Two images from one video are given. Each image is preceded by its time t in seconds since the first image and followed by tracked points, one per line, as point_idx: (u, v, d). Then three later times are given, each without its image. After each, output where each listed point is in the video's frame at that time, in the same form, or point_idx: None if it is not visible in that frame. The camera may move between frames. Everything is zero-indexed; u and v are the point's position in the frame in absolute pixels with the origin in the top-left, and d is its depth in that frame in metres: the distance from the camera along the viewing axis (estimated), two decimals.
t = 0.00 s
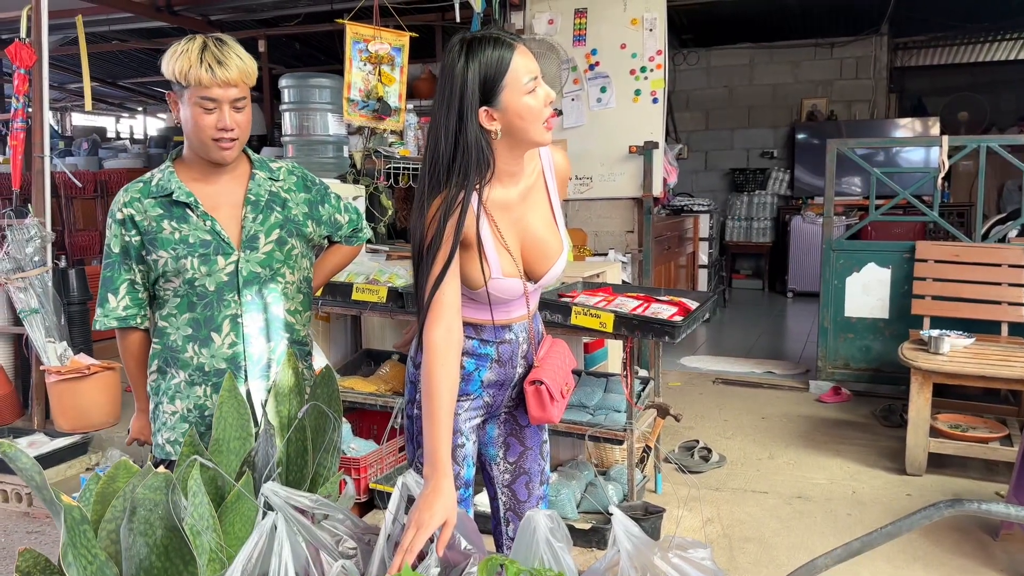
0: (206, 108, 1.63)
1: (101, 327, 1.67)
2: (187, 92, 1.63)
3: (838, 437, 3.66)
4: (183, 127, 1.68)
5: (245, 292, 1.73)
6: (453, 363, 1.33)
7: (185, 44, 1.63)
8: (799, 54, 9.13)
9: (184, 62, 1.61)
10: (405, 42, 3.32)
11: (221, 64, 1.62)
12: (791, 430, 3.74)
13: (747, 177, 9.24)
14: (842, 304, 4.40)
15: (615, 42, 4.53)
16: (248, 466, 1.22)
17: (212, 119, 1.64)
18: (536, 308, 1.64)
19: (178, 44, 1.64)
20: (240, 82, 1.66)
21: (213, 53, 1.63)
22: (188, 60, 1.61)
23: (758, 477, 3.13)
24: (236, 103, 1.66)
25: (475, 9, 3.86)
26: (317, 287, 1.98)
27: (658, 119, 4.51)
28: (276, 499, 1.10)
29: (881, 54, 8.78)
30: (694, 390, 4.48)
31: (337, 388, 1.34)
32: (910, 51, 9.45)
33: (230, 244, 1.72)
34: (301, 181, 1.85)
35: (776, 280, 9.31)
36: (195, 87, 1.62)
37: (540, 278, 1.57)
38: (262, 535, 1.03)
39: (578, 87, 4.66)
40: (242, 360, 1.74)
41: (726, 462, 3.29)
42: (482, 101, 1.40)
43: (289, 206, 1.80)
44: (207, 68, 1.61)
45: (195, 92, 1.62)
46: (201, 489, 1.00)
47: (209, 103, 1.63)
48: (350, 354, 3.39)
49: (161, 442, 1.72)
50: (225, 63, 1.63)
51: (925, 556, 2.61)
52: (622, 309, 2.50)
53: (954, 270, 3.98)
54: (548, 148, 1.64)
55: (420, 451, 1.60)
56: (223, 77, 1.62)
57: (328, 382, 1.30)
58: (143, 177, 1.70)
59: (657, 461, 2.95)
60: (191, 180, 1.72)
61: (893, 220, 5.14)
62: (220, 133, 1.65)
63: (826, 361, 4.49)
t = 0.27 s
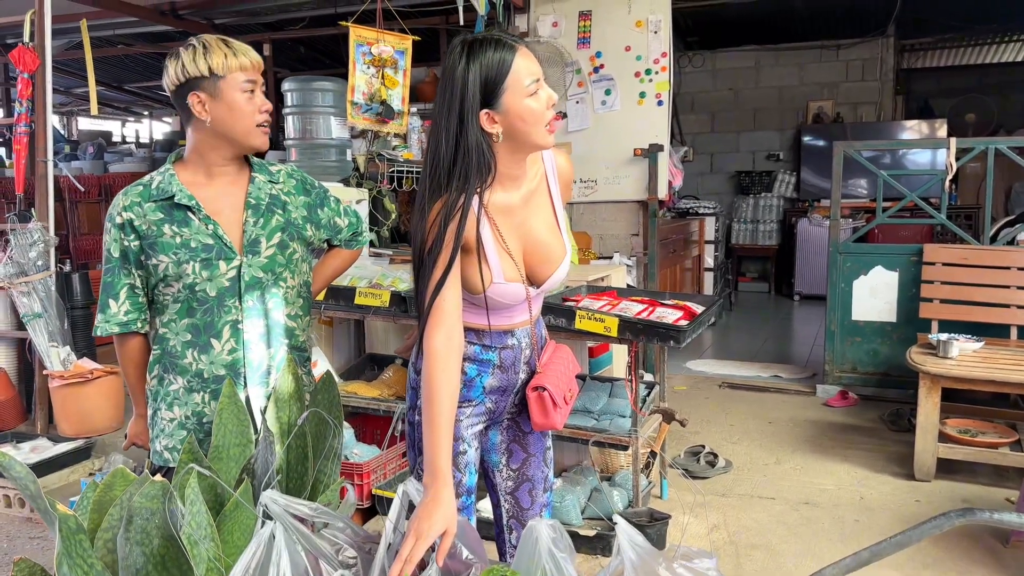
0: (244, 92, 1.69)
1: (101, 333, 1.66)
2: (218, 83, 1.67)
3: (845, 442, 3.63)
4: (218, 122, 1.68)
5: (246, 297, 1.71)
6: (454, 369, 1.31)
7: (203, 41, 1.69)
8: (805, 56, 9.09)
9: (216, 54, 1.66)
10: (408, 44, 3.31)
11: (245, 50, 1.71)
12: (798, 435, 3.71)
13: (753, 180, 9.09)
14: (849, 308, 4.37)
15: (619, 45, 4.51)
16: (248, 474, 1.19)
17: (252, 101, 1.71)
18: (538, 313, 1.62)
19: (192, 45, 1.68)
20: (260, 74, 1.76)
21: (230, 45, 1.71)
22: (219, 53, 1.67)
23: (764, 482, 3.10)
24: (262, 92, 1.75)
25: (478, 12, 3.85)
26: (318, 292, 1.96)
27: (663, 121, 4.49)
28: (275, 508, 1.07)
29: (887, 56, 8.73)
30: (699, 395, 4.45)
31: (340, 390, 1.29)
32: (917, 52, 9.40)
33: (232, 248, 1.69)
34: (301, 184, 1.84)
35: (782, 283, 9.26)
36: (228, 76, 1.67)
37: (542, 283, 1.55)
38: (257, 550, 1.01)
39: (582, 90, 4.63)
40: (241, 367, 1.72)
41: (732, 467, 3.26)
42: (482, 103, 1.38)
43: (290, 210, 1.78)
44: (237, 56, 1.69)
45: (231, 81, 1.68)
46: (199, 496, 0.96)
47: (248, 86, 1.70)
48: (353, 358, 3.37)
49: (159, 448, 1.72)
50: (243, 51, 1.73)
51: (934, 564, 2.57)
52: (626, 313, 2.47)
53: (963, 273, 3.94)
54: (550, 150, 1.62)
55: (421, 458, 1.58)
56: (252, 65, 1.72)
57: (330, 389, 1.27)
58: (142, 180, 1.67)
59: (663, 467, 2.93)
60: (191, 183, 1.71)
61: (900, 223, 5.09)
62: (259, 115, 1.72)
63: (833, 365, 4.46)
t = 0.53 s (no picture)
0: (241, 90, 1.66)
1: (94, 336, 1.61)
2: (215, 81, 1.64)
3: (853, 448, 3.57)
4: (214, 121, 1.65)
5: (242, 301, 1.67)
6: (449, 375, 1.27)
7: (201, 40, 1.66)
8: (812, 58, 9.03)
9: (213, 51, 1.64)
10: (410, 46, 3.29)
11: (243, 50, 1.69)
12: (805, 441, 3.65)
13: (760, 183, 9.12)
14: (857, 312, 4.31)
15: (624, 46, 4.47)
16: (240, 483, 1.15)
17: (249, 100, 1.68)
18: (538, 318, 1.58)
19: (190, 43, 1.65)
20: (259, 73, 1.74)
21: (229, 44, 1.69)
22: (218, 51, 1.65)
23: (771, 490, 3.04)
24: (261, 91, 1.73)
25: (481, 13, 3.81)
26: (314, 296, 1.93)
27: (668, 123, 4.45)
28: (266, 519, 1.04)
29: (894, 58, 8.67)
30: (705, 400, 4.40)
31: (334, 402, 1.28)
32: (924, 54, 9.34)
33: (229, 251, 1.66)
34: (298, 188, 1.80)
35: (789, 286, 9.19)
36: (225, 73, 1.65)
37: (542, 287, 1.51)
38: (247, 561, 0.97)
39: (586, 92, 4.59)
40: (235, 373, 1.68)
41: (739, 474, 3.21)
42: (477, 103, 1.34)
43: (287, 214, 1.75)
44: (235, 54, 1.67)
45: (228, 78, 1.65)
46: (187, 506, 0.90)
47: (245, 85, 1.67)
48: (354, 363, 3.33)
49: (151, 456, 1.68)
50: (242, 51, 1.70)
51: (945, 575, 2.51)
52: (629, 317, 2.43)
53: (973, 277, 3.88)
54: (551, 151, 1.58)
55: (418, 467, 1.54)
56: (251, 64, 1.70)
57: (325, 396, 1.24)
58: (137, 181, 1.64)
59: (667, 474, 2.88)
60: (188, 182, 1.68)
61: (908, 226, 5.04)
62: (256, 114, 1.70)
63: (841, 370, 4.40)
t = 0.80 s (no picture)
0: (218, 103, 1.59)
1: (77, 345, 1.56)
2: (193, 91, 1.57)
3: (862, 458, 3.50)
4: (189, 129, 1.59)
5: (229, 309, 1.62)
6: (438, 387, 1.22)
7: (188, 46, 1.60)
8: (821, 62, 8.96)
9: (194, 60, 1.57)
10: (411, 50, 3.25)
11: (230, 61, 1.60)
12: (813, 451, 3.59)
13: (768, 187, 9.05)
14: (865, 319, 4.24)
15: (629, 49, 4.42)
16: (225, 499, 1.13)
17: (225, 116, 1.59)
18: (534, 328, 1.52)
19: (176, 47, 1.60)
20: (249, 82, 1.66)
21: (220, 52, 1.61)
22: (200, 57, 1.58)
23: (778, 502, 2.98)
24: (247, 102, 1.65)
25: (484, 15, 3.77)
26: (306, 304, 1.87)
27: (674, 127, 4.39)
28: (250, 537, 0.98)
29: (904, 61, 8.59)
30: (711, 408, 4.33)
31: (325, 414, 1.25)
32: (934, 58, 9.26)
33: (216, 258, 1.61)
34: (289, 193, 1.76)
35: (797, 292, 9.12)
36: (204, 84, 1.57)
37: (539, 296, 1.45)
38: None
39: (591, 96, 4.54)
40: (222, 382, 1.64)
41: (745, 485, 3.14)
42: (466, 106, 1.30)
43: (277, 219, 1.70)
44: (219, 65, 1.59)
45: (205, 89, 1.57)
46: (165, 524, 0.87)
47: (222, 99, 1.59)
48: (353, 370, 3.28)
49: (136, 468, 1.63)
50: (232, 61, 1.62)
51: None
52: (632, 326, 2.37)
53: (984, 284, 3.80)
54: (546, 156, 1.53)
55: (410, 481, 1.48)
56: (237, 74, 1.61)
57: (315, 408, 1.21)
58: (122, 185, 1.59)
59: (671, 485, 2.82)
60: (176, 186, 1.62)
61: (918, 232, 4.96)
62: (234, 131, 1.61)
63: (849, 378, 4.32)
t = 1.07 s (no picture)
0: (182, 116, 1.49)
1: (59, 360, 1.52)
2: (159, 102, 1.48)
3: (875, 473, 3.41)
4: (157, 140, 1.52)
5: (215, 321, 1.57)
6: (426, 405, 1.18)
7: (157, 52, 1.49)
8: (833, 68, 8.87)
9: (157, 69, 1.47)
10: (414, 55, 3.21)
11: (198, 69, 1.48)
12: (824, 465, 3.50)
13: (779, 194, 8.89)
14: (878, 330, 4.15)
15: (638, 54, 4.36)
16: (209, 519, 1.09)
17: (190, 129, 1.49)
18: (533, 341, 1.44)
19: (148, 52, 1.50)
20: (220, 90, 1.52)
21: (190, 58, 1.50)
22: (163, 66, 1.47)
23: (788, 519, 2.89)
24: (216, 112, 1.52)
25: (491, 20, 3.72)
26: (297, 313, 1.81)
27: (683, 133, 4.32)
28: (232, 561, 0.95)
29: (918, 67, 8.49)
30: (720, 420, 4.24)
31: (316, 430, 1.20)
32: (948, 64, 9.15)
33: (201, 268, 1.56)
34: (278, 200, 1.71)
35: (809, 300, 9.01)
36: (169, 95, 1.47)
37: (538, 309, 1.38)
38: None
39: (599, 101, 4.49)
40: (210, 397, 1.59)
41: (755, 501, 3.06)
42: (457, 113, 1.24)
43: (265, 227, 1.65)
44: (185, 75, 1.48)
45: (169, 101, 1.48)
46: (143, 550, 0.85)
47: (186, 111, 1.49)
48: (354, 380, 3.23)
49: (123, 484, 1.58)
50: (203, 68, 1.50)
51: None
52: (637, 338, 2.30)
53: (1001, 295, 3.70)
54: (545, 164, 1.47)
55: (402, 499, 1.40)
56: (201, 84, 1.49)
57: (307, 424, 1.15)
58: (105, 196, 1.55)
59: (678, 501, 2.75)
60: (159, 195, 1.57)
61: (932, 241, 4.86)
62: (199, 146, 1.51)
63: (861, 390, 4.23)
